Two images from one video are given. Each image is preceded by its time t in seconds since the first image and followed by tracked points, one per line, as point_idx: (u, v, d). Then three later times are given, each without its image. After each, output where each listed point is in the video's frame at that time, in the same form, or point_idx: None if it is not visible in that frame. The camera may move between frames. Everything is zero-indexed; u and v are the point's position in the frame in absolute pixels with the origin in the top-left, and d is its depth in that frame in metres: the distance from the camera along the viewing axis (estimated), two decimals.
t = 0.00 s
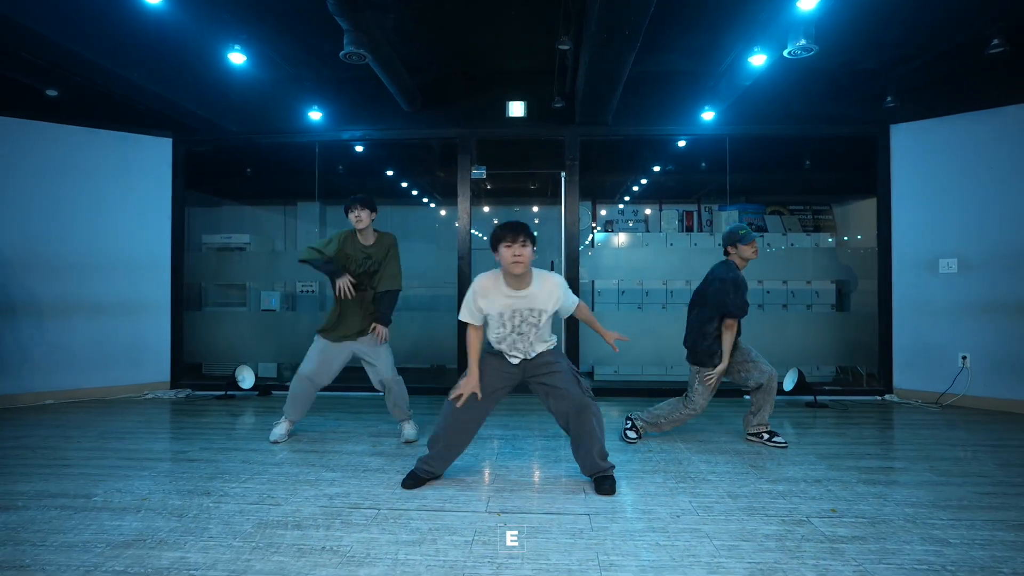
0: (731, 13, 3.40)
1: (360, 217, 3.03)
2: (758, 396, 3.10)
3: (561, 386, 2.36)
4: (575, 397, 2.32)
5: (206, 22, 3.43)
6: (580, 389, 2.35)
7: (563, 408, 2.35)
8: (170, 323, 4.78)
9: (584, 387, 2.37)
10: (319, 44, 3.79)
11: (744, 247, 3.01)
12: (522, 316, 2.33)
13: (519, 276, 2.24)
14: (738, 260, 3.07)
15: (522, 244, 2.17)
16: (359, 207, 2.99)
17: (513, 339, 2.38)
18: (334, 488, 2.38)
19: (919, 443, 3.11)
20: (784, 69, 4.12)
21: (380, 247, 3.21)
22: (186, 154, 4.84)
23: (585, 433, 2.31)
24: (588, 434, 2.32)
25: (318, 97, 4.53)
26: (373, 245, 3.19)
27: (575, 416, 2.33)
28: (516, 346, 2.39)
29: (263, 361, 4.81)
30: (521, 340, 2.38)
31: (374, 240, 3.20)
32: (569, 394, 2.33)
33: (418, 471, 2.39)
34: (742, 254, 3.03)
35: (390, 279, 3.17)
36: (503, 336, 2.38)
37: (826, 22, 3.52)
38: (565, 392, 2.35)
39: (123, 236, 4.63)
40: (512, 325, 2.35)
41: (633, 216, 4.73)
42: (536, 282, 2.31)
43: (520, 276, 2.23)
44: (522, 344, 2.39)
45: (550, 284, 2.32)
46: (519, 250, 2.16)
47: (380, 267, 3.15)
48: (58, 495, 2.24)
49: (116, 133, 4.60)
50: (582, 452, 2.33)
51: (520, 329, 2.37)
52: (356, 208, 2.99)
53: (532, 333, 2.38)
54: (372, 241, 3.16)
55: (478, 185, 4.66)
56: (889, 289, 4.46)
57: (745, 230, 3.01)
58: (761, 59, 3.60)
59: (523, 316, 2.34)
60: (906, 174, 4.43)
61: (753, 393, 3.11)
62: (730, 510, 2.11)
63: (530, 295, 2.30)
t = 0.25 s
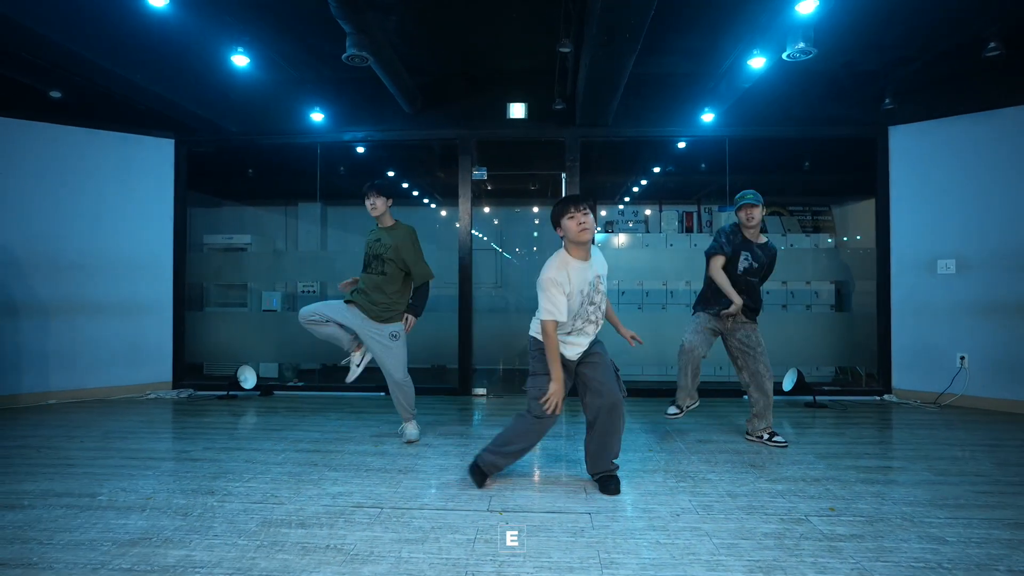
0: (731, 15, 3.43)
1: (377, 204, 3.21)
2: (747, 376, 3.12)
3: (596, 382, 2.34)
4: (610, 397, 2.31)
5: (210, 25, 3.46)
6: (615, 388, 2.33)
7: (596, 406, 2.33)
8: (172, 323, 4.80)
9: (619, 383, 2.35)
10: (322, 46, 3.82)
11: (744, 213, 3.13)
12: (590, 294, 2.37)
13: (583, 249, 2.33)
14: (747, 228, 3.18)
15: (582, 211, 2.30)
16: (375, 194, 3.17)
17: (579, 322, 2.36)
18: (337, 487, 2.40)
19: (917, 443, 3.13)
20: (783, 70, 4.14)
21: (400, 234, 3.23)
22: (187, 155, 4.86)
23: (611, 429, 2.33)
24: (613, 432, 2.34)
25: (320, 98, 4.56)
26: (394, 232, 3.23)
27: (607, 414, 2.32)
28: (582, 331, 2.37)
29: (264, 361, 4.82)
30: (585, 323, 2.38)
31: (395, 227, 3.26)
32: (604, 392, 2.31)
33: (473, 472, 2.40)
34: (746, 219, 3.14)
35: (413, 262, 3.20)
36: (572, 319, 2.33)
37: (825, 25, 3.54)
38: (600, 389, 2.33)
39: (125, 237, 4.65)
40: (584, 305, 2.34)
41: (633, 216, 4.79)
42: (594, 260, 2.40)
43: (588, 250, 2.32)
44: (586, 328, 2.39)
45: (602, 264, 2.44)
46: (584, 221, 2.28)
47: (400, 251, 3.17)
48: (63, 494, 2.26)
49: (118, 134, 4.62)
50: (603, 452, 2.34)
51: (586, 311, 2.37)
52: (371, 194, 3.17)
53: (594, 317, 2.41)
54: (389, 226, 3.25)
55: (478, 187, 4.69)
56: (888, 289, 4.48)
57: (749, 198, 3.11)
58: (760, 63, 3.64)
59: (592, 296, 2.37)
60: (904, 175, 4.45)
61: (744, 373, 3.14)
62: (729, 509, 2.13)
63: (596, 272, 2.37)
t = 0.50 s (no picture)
0: (726, 24, 3.52)
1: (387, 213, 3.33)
2: (745, 377, 3.23)
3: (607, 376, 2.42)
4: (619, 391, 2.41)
5: (220, 34, 3.55)
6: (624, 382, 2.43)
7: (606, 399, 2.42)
8: (178, 325, 4.89)
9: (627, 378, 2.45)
10: (328, 54, 3.91)
11: (720, 208, 3.24)
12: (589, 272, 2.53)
13: (581, 230, 2.54)
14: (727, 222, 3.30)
15: (583, 199, 2.47)
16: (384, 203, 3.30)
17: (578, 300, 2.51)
18: (345, 482, 2.49)
19: (907, 439, 3.22)
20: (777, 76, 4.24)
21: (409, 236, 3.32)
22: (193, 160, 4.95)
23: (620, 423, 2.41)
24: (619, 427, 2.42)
25: (325, 104, 4.65)
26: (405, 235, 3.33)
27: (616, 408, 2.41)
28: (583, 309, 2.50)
29: (268, 361, 4.91)
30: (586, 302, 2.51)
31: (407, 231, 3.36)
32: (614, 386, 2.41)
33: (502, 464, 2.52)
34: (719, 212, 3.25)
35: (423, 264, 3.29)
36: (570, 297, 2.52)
37: (817, 33, 3.64)
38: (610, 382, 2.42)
39: (134, 240, 4.74)
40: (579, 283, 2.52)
41: (631, 219, 4.92)
42: (600, 241, 2.57)
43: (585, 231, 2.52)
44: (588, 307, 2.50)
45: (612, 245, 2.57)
46: (580, 206, 2.46)
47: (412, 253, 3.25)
48: (82, 488, 2.35)
49: (126, 139, 4.71)
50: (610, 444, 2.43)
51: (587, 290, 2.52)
52: (385, 204, 3.30)
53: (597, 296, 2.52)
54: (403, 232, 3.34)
55: (479, 190, 4.78)
56: (880, 289, 4.58)
57: (727, 193, 3.22)
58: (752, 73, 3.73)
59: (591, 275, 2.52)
60: (896, 178, 4.55)
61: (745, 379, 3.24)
62: (722, 501, 2.23)
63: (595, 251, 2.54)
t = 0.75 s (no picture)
0: (720, 35, 3.64)
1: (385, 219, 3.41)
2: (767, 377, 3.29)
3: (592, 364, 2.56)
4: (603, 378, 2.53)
5: (230, 45, 3.67)
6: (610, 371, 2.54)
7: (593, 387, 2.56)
8: (186, 326, 5.01)
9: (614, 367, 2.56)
10: (334, 62, 4.03)
11: (714, 220, 3.41)
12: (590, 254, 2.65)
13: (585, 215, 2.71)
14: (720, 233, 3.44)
15: (581, 186, 2.65)
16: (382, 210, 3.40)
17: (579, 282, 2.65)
18: (354, 476, 2.61)
19: (895, 436, 3.34)
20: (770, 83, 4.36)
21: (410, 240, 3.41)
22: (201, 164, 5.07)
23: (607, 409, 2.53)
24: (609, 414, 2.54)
25: (332, 111, 4.79)
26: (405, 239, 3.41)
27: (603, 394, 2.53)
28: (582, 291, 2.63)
29: (274, 361, 5.02)
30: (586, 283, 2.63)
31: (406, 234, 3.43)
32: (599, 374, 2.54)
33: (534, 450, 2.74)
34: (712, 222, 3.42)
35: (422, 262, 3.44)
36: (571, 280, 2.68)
37: (809, 43, 3.76)
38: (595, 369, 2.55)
39: (143, 243, 4.86)
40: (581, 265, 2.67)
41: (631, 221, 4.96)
42: (606, 224, 2.68)
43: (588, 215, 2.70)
44: (588, 288, 2.62)
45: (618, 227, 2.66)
46: (578, 193, 2.67)
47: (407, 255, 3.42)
48: (104, 482, 2.47)
49: (136, 145, 4.83)
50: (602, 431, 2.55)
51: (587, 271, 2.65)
52: (381, 212, 3.39)
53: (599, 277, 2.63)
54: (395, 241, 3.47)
55: (481, 193, 4.89)
56: (872, 291, 4.69)
57: (722, 207, 3.39)
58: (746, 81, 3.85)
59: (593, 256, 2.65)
60: (887, 182, 4.66)
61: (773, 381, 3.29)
62: (714, 493, 2.34)
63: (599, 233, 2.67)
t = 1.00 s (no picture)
0: (716, 40, 3.71)
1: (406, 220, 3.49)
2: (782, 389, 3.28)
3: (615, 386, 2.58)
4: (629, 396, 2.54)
5: (234, 51, 3.73)
6: (633, 384, 2.53)
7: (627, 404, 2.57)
8: (190, 326, 5.07)
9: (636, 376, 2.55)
10: (337, 67, 4.09)
11: (745, 243, 3.29)
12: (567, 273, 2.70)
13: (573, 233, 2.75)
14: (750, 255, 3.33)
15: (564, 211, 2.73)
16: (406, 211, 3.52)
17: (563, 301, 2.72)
18: (358, 474, 2.67)
19: (888, 435, 3.40)
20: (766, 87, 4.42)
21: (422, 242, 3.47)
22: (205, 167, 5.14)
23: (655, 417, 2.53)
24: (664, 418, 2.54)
25: (334, 115, 4.87)
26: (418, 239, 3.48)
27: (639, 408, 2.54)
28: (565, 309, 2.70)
29: (277, 361, 5.08)
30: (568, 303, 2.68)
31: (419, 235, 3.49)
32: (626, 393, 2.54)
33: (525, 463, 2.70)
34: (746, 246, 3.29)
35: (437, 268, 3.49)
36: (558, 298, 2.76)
37: (804, 49, 3.82)
38: (614, 390, 2.58)
39: (148, 245, 4.92)
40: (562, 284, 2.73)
41: (630, 222, 4.98)
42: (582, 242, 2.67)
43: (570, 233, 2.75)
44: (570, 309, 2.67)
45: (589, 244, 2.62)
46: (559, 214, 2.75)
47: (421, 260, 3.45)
48: (114, 479, 2.53)
49: (141, 148, 4.89)
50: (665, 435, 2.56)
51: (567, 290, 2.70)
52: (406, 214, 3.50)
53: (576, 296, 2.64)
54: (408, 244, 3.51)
55: (482, 196, 4.96)
56: (867, 292, 4.76)
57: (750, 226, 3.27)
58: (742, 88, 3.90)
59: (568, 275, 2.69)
60: (882, 185, 4.73)
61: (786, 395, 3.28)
62: (708, 490, 2.41)
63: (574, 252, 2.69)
